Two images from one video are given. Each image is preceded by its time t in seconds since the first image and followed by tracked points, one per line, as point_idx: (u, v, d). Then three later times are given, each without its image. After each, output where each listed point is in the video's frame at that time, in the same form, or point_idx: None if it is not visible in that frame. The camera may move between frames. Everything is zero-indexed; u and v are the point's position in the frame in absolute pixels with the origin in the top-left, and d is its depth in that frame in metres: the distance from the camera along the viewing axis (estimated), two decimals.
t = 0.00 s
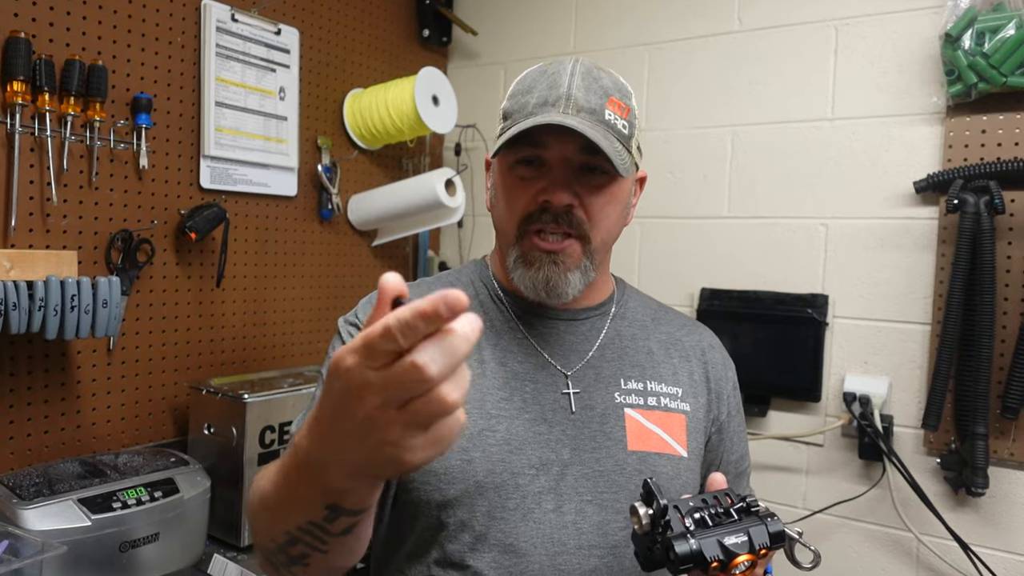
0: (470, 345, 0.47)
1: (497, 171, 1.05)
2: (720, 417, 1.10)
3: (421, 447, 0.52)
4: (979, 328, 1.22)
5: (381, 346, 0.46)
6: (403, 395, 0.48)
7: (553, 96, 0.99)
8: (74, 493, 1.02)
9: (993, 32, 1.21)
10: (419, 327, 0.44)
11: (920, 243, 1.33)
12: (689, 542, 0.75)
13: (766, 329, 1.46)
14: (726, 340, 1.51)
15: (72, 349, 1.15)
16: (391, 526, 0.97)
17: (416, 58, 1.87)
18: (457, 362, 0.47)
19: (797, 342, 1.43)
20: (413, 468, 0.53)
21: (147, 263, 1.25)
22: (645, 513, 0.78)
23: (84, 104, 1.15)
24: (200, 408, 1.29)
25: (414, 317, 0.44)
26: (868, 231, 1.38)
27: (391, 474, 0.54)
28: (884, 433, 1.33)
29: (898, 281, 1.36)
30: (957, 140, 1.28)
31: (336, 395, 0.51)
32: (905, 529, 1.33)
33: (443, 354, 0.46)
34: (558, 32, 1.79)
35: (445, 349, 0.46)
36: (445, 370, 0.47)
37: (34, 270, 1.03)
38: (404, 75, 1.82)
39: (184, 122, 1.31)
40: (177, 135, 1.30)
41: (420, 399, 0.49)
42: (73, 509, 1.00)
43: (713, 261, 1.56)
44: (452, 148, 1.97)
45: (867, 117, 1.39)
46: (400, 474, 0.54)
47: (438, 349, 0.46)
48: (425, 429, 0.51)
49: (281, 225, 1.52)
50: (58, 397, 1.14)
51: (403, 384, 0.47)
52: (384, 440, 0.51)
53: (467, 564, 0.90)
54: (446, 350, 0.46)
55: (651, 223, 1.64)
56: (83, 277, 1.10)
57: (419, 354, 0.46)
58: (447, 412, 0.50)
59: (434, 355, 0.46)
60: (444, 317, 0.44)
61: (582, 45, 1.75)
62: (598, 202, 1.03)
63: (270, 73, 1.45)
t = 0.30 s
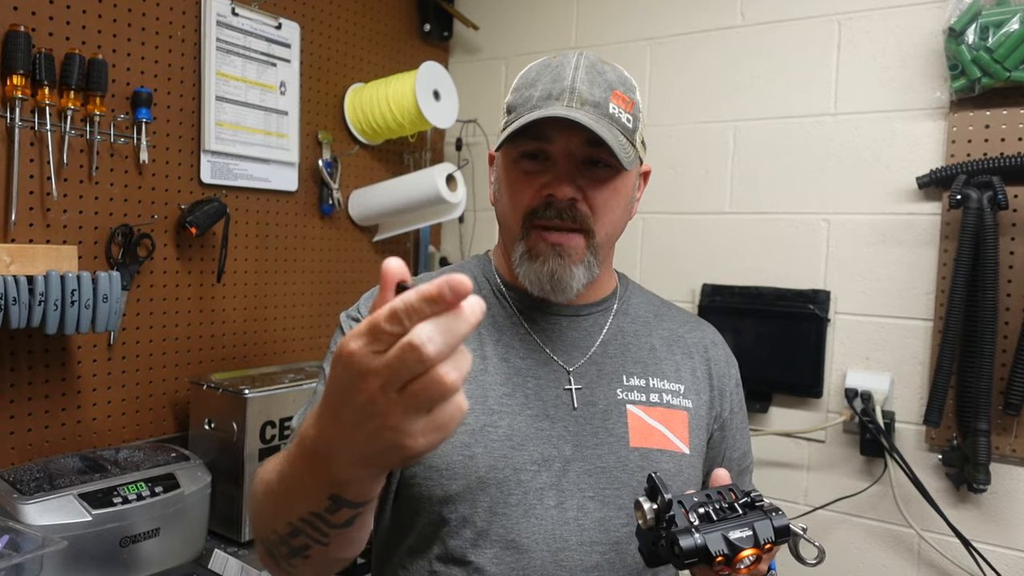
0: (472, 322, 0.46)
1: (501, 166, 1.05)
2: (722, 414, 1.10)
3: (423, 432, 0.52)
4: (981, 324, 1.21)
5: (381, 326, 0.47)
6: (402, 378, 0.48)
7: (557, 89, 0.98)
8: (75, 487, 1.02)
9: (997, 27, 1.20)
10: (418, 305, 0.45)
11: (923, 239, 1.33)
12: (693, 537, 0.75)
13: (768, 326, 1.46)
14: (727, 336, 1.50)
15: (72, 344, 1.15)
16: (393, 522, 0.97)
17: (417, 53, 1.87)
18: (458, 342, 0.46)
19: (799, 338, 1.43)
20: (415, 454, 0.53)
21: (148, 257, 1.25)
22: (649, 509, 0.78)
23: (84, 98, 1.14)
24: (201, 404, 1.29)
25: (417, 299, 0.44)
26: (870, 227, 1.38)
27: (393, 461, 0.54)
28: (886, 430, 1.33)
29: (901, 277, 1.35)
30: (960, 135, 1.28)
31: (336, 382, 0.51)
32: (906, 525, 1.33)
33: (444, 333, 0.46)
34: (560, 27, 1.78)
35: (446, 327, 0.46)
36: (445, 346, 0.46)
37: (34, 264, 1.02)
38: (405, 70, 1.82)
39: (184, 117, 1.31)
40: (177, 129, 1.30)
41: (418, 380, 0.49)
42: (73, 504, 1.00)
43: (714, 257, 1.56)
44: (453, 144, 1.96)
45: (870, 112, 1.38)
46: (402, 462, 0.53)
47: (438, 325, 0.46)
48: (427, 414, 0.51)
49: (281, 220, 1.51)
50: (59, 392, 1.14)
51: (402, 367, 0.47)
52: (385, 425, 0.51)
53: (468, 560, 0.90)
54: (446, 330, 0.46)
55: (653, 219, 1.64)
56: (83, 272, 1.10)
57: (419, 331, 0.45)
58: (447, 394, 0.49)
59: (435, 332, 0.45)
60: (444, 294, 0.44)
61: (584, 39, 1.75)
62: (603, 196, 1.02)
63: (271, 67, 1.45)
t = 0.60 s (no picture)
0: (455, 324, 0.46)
1: (502, 164, 1.05)
2: (722, 413, 1.10)
3: (418, 438, 0.51)
4: (981, 322, 1.21)
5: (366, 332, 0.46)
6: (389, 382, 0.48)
7: (558, 88, 0.98)
8: (73, 486, 1.02)
9: (997, 25, 1.20)
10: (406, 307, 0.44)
11: (922, 238, 1.33)
12: (696, 533, 0.75)
13: (768, 324, 1.46)
14: (727, 335, 1.50)
15: (70, 343, 1.15)
16: (393, 521, 0.97)
17: (416, 51, 1.86)
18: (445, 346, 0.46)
19: (799, 336, 1.42)
20: (412, 460, 0.53)
21: (146, 256, 1.25)
22: (652, 506, 0.78)
23: (82, 97, 1.14)
24: (200, 402, 1.28)
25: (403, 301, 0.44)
26: (870, 226, 1.38)
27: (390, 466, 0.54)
28: (885, 428, 1.33)
29: (900, 275, 1.35)
30: (960, 133, 1.27)
31: (330, 386, 0.51)
32: (906, 523, 1.33)
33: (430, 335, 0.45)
34: (559, 25, 1.78)
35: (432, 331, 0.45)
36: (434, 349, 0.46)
37: (31, 262, 1.02)
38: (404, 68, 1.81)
39: (183, 115, 1.30)
40: (176, 127, 1.29)
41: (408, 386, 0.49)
42: (71, 503, 0.99)
43: (713, 256, 1.56)
44: (452, 142, 1.96)
45: (870, 110, 1.38)
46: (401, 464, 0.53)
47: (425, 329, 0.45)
48: (419, 419, 0.51)
49: (280, 219, 1.51)
50: (57, 391, 1.14)
51: (391, 373, 0.47)
52: (378, 433, 0.51)
53: (468, 559, 0.89)
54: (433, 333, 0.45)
55: (652, 217, 1.64)
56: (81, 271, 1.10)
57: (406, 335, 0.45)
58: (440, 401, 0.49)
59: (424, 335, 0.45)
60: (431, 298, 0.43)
61: (583, 38, 1.74)
62: (605, 195, 1.02)
63: (270, 65, 1.45)
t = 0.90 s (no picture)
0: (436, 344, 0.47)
1: (504, 163, 1.04)
2: (722, 413, 1.10)
3: (363, 451, 0.51)
4: (981, 322, 1.21)
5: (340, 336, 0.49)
6: (348, 387, 0.49)
7: (561, 88, 0.98)
8: (74, 486, 1.02)
9: (997, 25, 1.20)
10: (373, 315, 0.47)
11: (922, 238, 1.33)
12: (698, 533, 0.75)
13: (768, 324, 1.46)
14: (727, 334, 1.50)
15: (71, 342, 1.15)
16: (393, 521, 0.97)
17: (416, 52, 1.86)
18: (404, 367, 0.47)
19: (799, 336, 1.42)
20: (359, 468, 0.52)
21: (147, 256, 1.25)
22: (652, 506, 0.78)
23: (83, 96, 1.14)
24: (200, 402, 1.28)
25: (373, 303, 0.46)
26: (870, 226, 1.38)
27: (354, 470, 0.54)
28: (885, 428, 1.33)
29: (900, 275, 1.35)
30: (960, 133, 1.27)
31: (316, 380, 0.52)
32: (907, 523, 1.33)
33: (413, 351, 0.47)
34: (559, 25, 1.78)
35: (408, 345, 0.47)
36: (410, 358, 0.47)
37: (32, 262, 1.02)
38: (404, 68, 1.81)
39: (183, 115, 1.30)
40: (176, 127, 1.29)
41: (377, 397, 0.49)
42: (72, 502, 0.99)
43: (713, 255, 1.56)
44: (452, 142, 1.96)
45: (870, 110, 1.38)
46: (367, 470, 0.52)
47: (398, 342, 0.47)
48: (367, 433, 0.50)
49: (281, 219, 1.51)
50: (58, 390, 1.14)
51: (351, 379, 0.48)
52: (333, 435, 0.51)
53: (469, 558, 0.89)
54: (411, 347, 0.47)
55: (653, 217, 1.64)
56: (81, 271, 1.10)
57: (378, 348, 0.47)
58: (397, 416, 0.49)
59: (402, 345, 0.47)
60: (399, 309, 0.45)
61: (583, 38, 1.74)
62: (608, 194, 1.02)
63: (270, 65, 1.45)
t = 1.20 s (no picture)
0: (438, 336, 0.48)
1: (507, 167, 1.04)
2: (724, 415, 1.10)
3: (336, 446, 0.54)
4: (983, 324, 1.21)
5: (332, 334, 0.50)
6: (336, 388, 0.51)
7: (564, 91, 0.98)
8: (76, 487, 1.02)
9: (998, 27, 1.21)
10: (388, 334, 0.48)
11: (924, 240, 1.33)
12: (703, 532, 0.75)
13: (770, 326, 1.46)
14: (728, 336, 1.50)
15: (73, 344, 1.15)
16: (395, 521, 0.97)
17: (418, 54, 1.87)
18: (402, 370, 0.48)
19: (801, 338, 1.42)
20: (339, 462, 0.55)
21: (149, 258, 1.25)
22: (658, 506, 0.78)
23: (86, 99, 1.14)
24: (202, 404, 1.29)
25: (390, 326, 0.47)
26: (872, 228, 1.38)
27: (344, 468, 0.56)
28: (887, 430, 1.33)
29: (902, 277, 1.35)
30: (961, 135, 1.28)
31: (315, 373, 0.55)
32: (908, 526, 1.33)
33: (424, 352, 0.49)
34: (561, 27, 1.78)
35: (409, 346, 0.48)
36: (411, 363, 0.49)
37: (34, 264, 1.02)
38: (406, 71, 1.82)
39: (186, 117, 1.31)
40: (179, 129, 1.30)
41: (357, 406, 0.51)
42: (74, 503, 1.00)
43: (715, 258, 1.56)
44: (454, 144, 1.96)
45: (871, 112, 1.38)
46: (356, 467, 0.55)
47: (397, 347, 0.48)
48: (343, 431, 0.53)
49: (283, 221, 1.51)
50: (60, 392, 1.14)
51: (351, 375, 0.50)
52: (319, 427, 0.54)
53: (471, 559, 0.89)
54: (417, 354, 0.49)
55: (654, 220, 1.64)
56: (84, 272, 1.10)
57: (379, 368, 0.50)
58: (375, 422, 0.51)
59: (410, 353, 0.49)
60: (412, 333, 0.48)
61: (584, 41, 1.75)
62: (610, 199, 1.02)
63: (272, 67, 1.45)
